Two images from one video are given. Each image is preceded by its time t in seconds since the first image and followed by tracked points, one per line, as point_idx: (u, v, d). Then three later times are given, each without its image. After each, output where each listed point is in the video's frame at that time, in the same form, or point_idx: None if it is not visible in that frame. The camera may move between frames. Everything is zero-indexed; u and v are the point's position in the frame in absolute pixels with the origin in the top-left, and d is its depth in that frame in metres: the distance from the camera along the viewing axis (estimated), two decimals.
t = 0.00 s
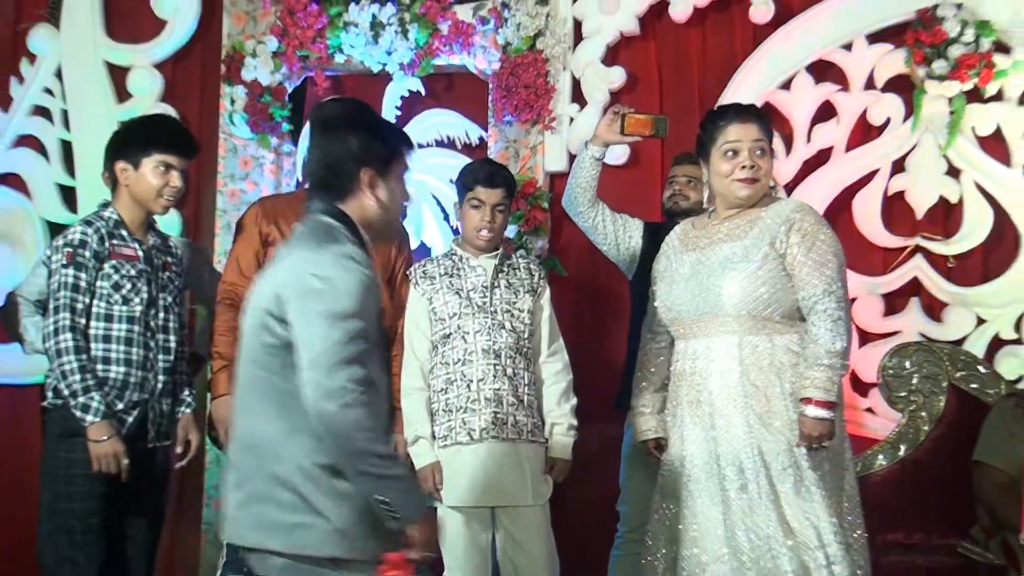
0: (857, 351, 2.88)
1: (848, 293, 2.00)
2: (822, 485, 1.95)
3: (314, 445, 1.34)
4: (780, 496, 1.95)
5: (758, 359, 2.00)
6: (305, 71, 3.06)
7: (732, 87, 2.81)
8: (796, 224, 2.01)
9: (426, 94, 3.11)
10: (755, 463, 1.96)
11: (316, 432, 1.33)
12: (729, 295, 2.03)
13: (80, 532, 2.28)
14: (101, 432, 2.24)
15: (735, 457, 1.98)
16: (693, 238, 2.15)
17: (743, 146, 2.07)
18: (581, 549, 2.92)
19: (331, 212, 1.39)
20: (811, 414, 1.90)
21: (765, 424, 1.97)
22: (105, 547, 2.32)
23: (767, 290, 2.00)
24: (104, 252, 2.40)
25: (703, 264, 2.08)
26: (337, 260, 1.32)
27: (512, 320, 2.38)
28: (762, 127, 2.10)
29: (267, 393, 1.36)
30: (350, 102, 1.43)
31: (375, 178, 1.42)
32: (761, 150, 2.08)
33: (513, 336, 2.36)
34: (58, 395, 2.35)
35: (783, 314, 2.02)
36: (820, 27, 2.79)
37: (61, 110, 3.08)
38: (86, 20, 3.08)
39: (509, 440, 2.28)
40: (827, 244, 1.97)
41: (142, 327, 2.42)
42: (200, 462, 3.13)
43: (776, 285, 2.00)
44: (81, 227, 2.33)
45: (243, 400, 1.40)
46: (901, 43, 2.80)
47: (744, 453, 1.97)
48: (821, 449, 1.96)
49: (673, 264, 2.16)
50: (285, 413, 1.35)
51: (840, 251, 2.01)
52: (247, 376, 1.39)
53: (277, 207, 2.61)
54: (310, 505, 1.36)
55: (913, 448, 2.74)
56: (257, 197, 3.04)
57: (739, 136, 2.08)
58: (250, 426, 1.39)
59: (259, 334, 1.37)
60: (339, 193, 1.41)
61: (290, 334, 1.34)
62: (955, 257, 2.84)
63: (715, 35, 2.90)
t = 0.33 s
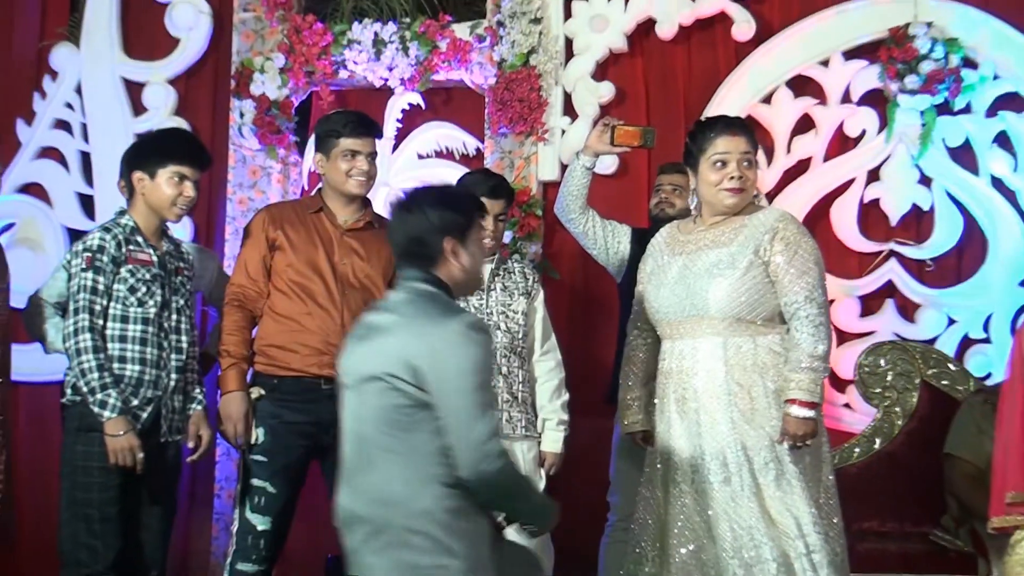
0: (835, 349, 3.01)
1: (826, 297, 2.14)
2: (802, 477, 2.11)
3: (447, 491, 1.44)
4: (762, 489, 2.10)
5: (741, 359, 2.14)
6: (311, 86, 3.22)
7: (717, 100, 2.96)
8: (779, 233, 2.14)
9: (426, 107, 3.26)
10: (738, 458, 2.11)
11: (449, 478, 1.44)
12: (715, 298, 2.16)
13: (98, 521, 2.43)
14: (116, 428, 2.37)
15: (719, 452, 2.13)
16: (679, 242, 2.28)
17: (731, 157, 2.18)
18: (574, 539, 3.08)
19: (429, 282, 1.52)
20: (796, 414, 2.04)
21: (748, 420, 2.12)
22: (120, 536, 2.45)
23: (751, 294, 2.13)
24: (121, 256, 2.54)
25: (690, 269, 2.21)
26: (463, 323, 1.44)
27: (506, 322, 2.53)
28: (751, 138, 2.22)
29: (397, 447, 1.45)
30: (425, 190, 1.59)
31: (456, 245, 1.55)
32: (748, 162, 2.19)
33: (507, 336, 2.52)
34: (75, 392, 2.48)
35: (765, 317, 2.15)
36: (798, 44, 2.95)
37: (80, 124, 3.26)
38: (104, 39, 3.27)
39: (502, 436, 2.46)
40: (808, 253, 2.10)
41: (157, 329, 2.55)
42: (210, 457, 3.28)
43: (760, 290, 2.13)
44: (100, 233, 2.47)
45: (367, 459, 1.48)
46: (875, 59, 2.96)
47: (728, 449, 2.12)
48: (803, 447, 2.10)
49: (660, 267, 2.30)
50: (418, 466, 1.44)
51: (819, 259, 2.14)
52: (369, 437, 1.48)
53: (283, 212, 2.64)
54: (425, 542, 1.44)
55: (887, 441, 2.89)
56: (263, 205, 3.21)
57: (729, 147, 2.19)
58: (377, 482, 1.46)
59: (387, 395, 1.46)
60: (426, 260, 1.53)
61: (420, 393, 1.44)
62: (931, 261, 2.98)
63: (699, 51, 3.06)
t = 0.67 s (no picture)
0: (819, 345, 3.15)
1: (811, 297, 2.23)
2: (786, 469, 2.19)
3: (524, 518, 1.71)
4: (749, 480, 2.18)
5: (730, 355, 2.22)
6: (315, 92, 3.34)
7: (704, 104, 3.10)
8: (766, 235, 2.22)
9: (426, 112, 3.39)
10: (727, 449, 2.19)
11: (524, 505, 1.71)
12: (705, 296, 2.24)
13: (112, 508, 2.54)
14: (130, 418, 2.49)
15: (707, 445, 2.21)
16: (670, 241, 2.35)
17: (718, 163, 2.25)
18: (566, 522, 3.24)
19: (496, 332, 1.75)
20: (779, 416, 2.12)
21: (737, 413, 2.20)
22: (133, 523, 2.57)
23: (739, 294, 2.22)
24: (133, 254, 2.66)
25: (682, 268, 2.28)
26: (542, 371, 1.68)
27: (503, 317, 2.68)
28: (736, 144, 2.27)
29: (481, 487, 1.69)
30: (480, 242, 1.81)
31: (513, 296, 1.76)
32: (734, 166, 2.26)
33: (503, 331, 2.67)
34: (89, 384, 2.59)
35: (752, 315, 2.24)
36: (781, 52, 3.08)
37: (96, 128, 3.44)
38: (119, 48, 3.45)
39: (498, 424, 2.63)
40: (793, 256, 2.19)
41: (167, 324, 2.67)
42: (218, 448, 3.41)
43: (749, 289, 2.22)
44: (113, 232, 2.59)
45: (453, 500, 1.70)
46: (856, 66, 3.10)
47: (716, 441, 2.20)
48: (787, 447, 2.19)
49: (652, 265, 2.37)
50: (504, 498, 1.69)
51: (804, 260, 2.22)
52: (454, 479, 1.70)
53: (289, 211, 2.77)
54: (481, 558, 1.67)
55: (868, 431, 3.04)
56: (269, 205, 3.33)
57: (716, 153, 2.25)
58: (462, 521, 1.68)
59: (474, 439, 1.69)
60: (488, 310, 1.75)
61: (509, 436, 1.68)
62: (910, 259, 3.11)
63: (687, 58, 3.19)
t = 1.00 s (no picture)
0: (808, 339, 3.22)
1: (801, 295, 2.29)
2: (774, 461, 2.27)
3: (545, 528, 1.89)
4: (739, 473, 2.25)
5: (723, 350, 2.29)
6: (315, 92, 3.40)
7: (694, 104, 3.18)
8: (758, 235, 2.28)
9: (423, 112, 3.47)
10: (719, 442, 2.25)
11: (544, 517, 1.89)
12: (699, 292, 2.30)
13: (119, 499, 2.60)
14: (137, 411, 2.56)
15: (699, 437, 2.27)
16: (665, 239, 2.41)
17: (682, 177, 2.31)
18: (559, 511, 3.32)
19: (525, 352, 1.94)
20: (767, 410, 2.19)
21: (727, 407, 2.27)
22: (139, 514, 2.64)
23: (731, 291, 2.28)
24: (137, 252, 2.73)
25: (676, 265, 2.34)
26: (578, 391, 1.86)
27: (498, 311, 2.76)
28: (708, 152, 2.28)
29: (509, 499, 1.87)
30: (506, 266, 2.00)
31: (540, 317, 1.96)
32: (699, 176, 2.29)
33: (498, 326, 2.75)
34: (95, 378, 2.65)
35: (744, 311, 2.31)
36: (769, 54, 3.16)
37: (100, 128, 3.51)
38: (123, 49, 3.52)
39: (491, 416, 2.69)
40: (784, 255, 2.25)
41: (171, 319, 2.74)
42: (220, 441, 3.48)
43: (741, 287, 2.28)
44: (118, 230, 2.67)
45: (484, 511, 1.86)
46: (843, 68, 3.17)
47: (708, 433, 2.27)
48: (775, 441, 2.27)
49: (647, 261, 2.43)
50: (528, 510, 1.87)
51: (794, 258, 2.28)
52: (488, 489, 1.87)
53: (289, 209, 2.84)
54: (500, 566, 1.84)
55: (854, 423, 3.11)
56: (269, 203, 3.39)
57: (683, 167, 2.30)
58: (492, 530, 1.85)
59: (513, 453, 1.86)
60: (516, 331, 1.95)
61: (544, 453, 1.85)
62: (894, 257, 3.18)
63: (678, 60, 3.26)
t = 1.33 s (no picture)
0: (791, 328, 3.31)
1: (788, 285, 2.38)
2: (763, 449, 2.35)
3: (546, 506, 2.07)
4: (727, 459, 2.35)
5: (712, 340, 2.39)
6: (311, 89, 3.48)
7: (679, 102, 3.27)
8: (745, 226, 2.36)
9: (416, 109, 3.54)
10: (709, 429, 2.35)
11: (547, 495, 2.06)
12: (688, 284, 2.39)
13: (124, 483, 2.69)
14: (141, 398, 2.65)
15: (688, 423, 2.38)
16: (656, 232, 2.50)
17: (661, 178, 2.41)
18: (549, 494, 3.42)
19: (540, 337, 2.08)
20: (761, 395, 2.27)
21: (717, 395, 2.36)
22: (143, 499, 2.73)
23: (720, 282, 2.37)
24: (139, 243, 2.81)
25: (666, 258, 2.43)
26: (592, 377, 2.01)
27: (490, 302, 2.86)
28: (690, 151, 2.38)
29: (518, 477, 2.02)
30: (530, 256, 2.15)
31: (558, 307, 2.11)
32: (676, 174, 2.39)
33: (490, 315, 2.85)
34: (99, 366, 2.74)
35: (732, 302, 2.40)
36: (753, 53, 3.26)
37: (100, 123, 3.59)
38: (122, 46, 3.60)
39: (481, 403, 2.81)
40: (771, 245, 2.34)
41: (172, 309, 2.83)
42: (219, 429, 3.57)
43: (730, 278, 2.37)
44: (120, 223, 2.75)
45: (495, 486, 2.02)
46: (825, 67, 3.27)
47: (696, 420, 2.37)
48: (765, 426, 2.34)
49: (638, 254, 2.51)
50: (534, 489, 2.04)
51: (781, 249, 2.36)
52: (501, 466, 2.02)
53: (286, 202, 2.93)
54: (504, 540, 2.00)
55: (834, 412, 3.21)
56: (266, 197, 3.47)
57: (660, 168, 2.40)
58: (502, 504, 2.01)
59: (529, 434, 2.02)
60: (534, 316, 2.09)
61: (557, 434, 2.01)
62: (871, 251, 3.28)
63: (664, 59, 3.35)
